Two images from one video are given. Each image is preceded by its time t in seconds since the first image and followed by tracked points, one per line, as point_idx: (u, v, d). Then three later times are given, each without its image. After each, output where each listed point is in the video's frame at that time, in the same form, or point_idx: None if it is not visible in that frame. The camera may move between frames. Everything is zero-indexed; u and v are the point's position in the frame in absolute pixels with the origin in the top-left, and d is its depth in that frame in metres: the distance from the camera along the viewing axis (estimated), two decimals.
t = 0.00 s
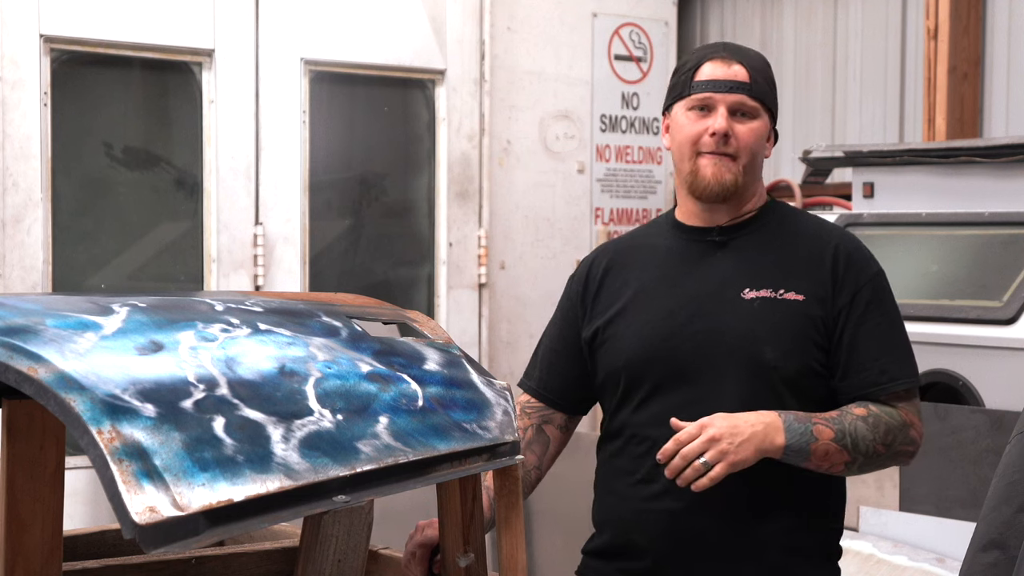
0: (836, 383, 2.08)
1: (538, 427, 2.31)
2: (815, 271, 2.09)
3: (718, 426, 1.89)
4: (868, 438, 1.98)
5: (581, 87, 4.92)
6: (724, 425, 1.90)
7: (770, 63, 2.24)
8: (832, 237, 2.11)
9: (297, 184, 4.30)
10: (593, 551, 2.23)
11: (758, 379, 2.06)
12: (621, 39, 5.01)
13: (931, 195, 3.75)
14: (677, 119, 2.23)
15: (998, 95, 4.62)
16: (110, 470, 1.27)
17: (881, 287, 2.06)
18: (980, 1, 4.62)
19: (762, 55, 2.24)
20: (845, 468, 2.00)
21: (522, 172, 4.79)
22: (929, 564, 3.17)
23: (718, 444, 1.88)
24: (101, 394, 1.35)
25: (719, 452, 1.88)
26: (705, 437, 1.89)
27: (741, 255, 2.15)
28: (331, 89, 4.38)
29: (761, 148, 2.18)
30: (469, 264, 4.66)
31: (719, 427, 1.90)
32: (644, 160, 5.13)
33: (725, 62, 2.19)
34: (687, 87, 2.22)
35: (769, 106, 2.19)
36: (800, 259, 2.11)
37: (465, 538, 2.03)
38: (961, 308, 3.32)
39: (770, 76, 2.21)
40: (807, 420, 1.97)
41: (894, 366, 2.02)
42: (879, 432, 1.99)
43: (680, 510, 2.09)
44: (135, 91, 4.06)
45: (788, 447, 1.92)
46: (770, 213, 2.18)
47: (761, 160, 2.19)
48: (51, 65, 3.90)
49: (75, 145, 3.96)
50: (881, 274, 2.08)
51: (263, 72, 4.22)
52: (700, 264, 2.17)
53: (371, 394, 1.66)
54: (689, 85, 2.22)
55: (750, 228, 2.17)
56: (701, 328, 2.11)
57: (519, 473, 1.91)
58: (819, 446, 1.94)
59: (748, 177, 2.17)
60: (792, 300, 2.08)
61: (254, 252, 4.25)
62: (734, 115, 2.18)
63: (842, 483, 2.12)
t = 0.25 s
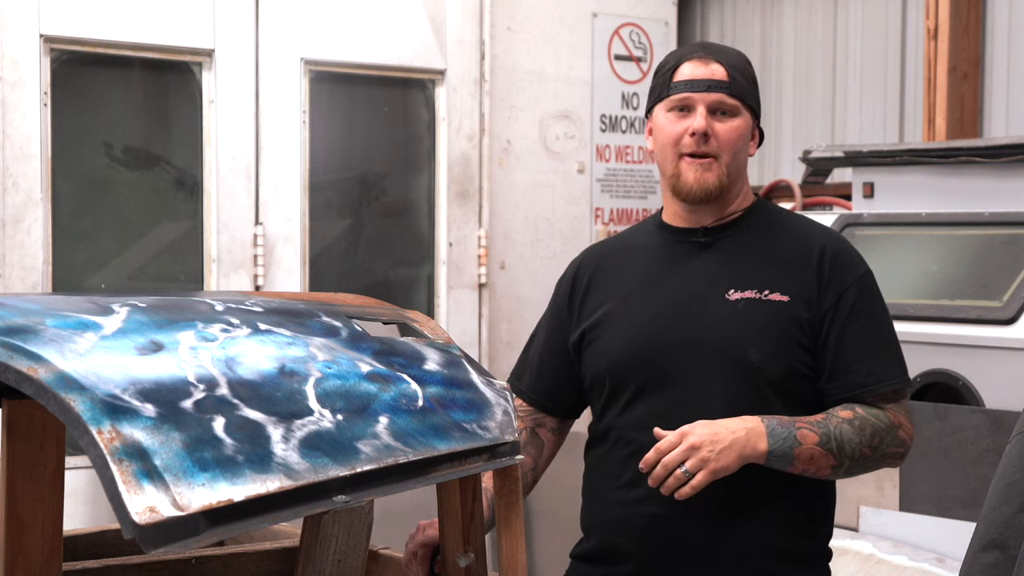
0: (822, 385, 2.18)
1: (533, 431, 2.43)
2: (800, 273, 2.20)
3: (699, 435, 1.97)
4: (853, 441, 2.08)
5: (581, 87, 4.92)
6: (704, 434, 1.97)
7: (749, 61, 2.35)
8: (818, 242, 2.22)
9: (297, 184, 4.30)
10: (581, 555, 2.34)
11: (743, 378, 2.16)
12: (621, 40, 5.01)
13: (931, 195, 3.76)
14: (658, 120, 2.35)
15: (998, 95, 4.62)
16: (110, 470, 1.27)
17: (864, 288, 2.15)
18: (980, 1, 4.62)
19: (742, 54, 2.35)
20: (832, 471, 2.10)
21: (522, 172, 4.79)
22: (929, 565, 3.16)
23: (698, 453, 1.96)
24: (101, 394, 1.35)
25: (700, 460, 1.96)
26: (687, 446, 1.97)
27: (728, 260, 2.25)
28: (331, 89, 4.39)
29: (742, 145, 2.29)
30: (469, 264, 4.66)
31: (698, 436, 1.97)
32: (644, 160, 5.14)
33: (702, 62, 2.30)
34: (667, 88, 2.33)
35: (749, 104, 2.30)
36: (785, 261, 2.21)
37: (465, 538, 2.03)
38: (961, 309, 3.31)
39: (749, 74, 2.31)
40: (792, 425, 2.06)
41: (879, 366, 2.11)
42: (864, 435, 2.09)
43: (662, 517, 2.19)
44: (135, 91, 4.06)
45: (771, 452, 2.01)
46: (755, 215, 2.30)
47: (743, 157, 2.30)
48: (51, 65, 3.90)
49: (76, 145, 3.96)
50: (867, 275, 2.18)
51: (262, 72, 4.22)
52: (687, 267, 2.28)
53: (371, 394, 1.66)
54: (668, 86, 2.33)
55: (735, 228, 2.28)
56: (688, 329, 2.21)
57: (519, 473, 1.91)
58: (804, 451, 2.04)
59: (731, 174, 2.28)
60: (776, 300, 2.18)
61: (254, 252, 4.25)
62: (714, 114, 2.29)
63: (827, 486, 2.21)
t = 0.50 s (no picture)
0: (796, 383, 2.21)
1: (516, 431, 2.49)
2: (773, 272, 2.22)
3: (668, 433, 2.00)
4: (826, 441, 2.11)
5: (581, 87, 4.92)
6: (674, 432, 2.01)
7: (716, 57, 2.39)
8: (791, 242, 2.24)
9: (297, 184, 4.30)
10: (557, 559, 2.38)
11: (715, 377, 2.20)
12: (621, 40, 5.01)
13: (931, 195, 3.76)
14: (627, 121, 2.39)
15: (998, 95, 4.62)
16: (110, 470, 1.27)
17: (838, 287, 2.18)
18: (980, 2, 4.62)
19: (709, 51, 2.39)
20: (806, 471, 2.12)
21: (522, 172, 4.78)
22: (929, 565, 3.13)
23: (668, 450, 1.99)
24: (101, 394, 1.35)
25: (669, 458, 1.99)
26: (656, 443, 2.00)
27: (701, 260, 2.29)
28: (331, 90, 4.39)
29: (711, 141, 2.33)
30: (469, 264, 4.66)
31: (667, 434, 2.00)
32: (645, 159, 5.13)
33: (668, 60, 2.34)
34: (635, 88, 2.38)
35: (717, 100, 2.34)
36: (758, 261, 2.24)
37: (465, 538, 2.02)
38: (961, 309, 3.31)
39: (715, 70, 2.35)
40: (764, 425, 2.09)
41: (852, 366, 2.14)
42: (838, 435, 2.11)
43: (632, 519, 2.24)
44: (135, 91, 4.06)
45: (742, 451, 2.04)
46: (728, 213, 2.34)
47: (713, 153, 2.34)
48: (50, 65, 3.90)
49: (75, 145, 3.96)
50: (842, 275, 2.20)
51: (262, 72, 4.22)
52: (661, 267, 2.32)
53: (371, 394, 1.66)
54: (636, 86, 2.38)
55: (708, 227, 2.32)
56: (661, 328, 2.25)
57: (519, 473, 1.91)
58: (775, 450, 2.07)
59: (701, 171, 2.32)
60: (748, 299, 2.21)
61: (254, 252, 4.25)
62: (682, 111, 2.33)
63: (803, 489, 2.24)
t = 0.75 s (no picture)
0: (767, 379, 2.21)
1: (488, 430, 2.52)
2: (742, 269, 2.23)
3: (633, 425, 2.01)
4: (795, 437, 2.10)
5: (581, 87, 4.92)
6: (639, 425, 2.01)
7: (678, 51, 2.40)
8: (759, 238, 2.24)
9: (297, 184, 4.30)
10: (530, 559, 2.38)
11: (683, 373, 2.21)
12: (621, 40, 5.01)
13: (932, 195, 3.77)
14: (592, 119, 2.41)
15: (997, 95, 4.63)
16: (110, 470, 1.27)
17: (807, 282, 2.18)
18: (980, 2, 4.62)
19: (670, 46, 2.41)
20: (774, 466, 2.11)
21: (522, 172, 4.78)
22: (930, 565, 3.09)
23: (633, 442, 2.00)
24: (101, 394, 1.35)
25: (634, 449, 1.99)
26: (621, 435, 2.01)
27: (670, 258, 2.30)
28: (331, 90, 4.39)
29: (676, 132, 2.34)
30: (469, 264, 4.66)
31: (634, 426, 2.01)
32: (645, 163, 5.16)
33: (627, 55, 2.37)
34: (598, 85, 2.40)
35: (680, 91, 2.35)
36: (727, 257, 2.25)
37: (465, 538, 2.02)
38: (960, 308, 3.30)
39: (677, 62, 2.37)
40: (733, 419, 2.08)
41: (821, 361, 2.13)
42: (807, 430, 2.11)
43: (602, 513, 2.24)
44: (134, 91, 4.06)
45: (708, 445, 2.04)
46: (698, 209, 2.34)
47: (679, 145, 2.35)
48: (51, 65, 3.90)
49: (75, 145, 3.96)
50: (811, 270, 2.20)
51: (262, 72, 4.22)
52: (631, 265, 2.33)
53: (371, 394, 1.66)
54: (599, 84, 2.40)
55: (677, 223, 2.33)
56: (628, 325, 2.26)
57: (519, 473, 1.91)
58: (743, 444, 2.06)
59: (667, 163, 2.32)
60: (717, 295, 2.22)
61: (254, 252, 4.25)
62: (645, 104, 2.34)
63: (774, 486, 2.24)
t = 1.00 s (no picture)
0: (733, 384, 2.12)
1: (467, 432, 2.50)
2: (707, 269, 2.13)
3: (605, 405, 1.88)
4: (765, 431, 2.00)
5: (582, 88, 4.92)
6: (611, 405, 1.89)
7: (627, 51, 2.33)
8: (725, 237, 2.15)
9: (297, 184, 4.30)
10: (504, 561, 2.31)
11: (646, 380, 2.12)
12: (620, 40, 5.01)
13: (932, 195, 3.77)
14: (548, 127, 2.33)
15: (997, 95, 4.62)
16: (110, 470, 1.27)
17: (774, 283, 2.08)
18: (980, 2, 4.62)
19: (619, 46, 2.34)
20: (741, 462, 2.01)
21: (522, 172, 4.78)
22: (930, 565, 3.09)
23: (601, 424, 1.87)
24: (101, 394, 1.35)
25: (601, 432, 1.87)
26: (589, 416, 1.88)
27: (634, 259, 2.21)
28: (331, 89, 4.39)
29: (634, 132, 2.26)
30: (469, 264, 4.66)
31: (603, 408, 1.88)
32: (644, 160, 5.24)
33: (576, 58, 2.30)
34: (550, 92, 2.33)
35: (633, 90, 2.27)
36: (692, 258, 2.15)
37: (465, 538, 2.02)
38: (960, 308, 3.30)
39: (627, 61, 2.29)
40: (702, 409, 1.99)
41: (787, 364, 2.04)
42: (777, 425, 2.01)
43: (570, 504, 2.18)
44: (134, 91, 4.06)
45: (676, 433, 1.95)
46: (662, 210, 2.25)
47: (637, 144, 2.27)
48: (50, 65, 3.90)
49: (75, 145, 3.96)
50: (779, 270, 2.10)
51: (262, 72, 4.22)
52: (595, 268, 2.24)
53: (371, 394, 1.66)
54: (551, 91, 2.33)
55: (641, 224, 2.24)
56: (591, 329, 2.19)
57: (519, 473, 1.90)
58: (712, 434, 1.96)
59: (627, 163, 2.24)
60: (681, 298, 2.13)
61: (254, 252, 4.25)
62: (598, 105, 2.26)
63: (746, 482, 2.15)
